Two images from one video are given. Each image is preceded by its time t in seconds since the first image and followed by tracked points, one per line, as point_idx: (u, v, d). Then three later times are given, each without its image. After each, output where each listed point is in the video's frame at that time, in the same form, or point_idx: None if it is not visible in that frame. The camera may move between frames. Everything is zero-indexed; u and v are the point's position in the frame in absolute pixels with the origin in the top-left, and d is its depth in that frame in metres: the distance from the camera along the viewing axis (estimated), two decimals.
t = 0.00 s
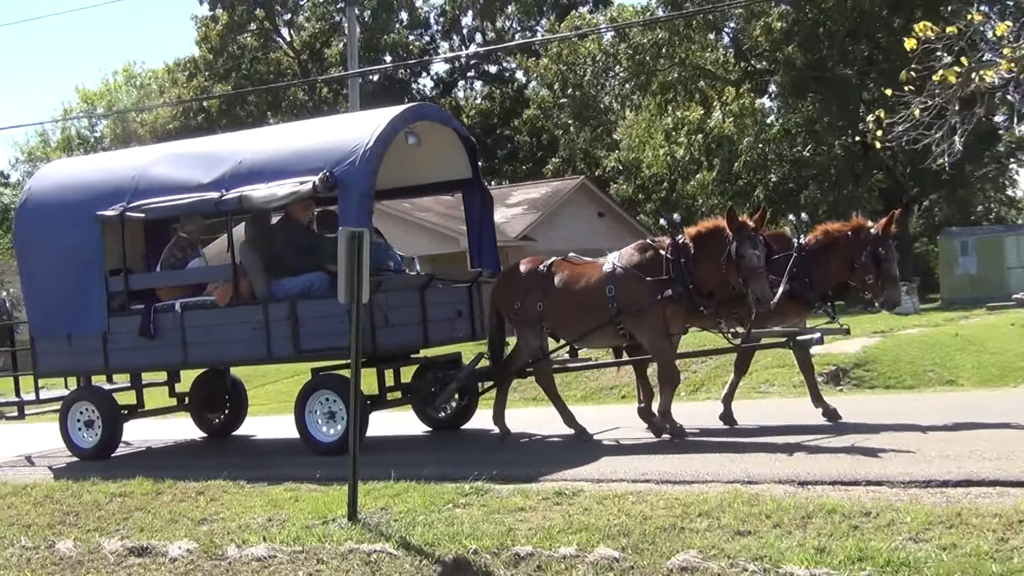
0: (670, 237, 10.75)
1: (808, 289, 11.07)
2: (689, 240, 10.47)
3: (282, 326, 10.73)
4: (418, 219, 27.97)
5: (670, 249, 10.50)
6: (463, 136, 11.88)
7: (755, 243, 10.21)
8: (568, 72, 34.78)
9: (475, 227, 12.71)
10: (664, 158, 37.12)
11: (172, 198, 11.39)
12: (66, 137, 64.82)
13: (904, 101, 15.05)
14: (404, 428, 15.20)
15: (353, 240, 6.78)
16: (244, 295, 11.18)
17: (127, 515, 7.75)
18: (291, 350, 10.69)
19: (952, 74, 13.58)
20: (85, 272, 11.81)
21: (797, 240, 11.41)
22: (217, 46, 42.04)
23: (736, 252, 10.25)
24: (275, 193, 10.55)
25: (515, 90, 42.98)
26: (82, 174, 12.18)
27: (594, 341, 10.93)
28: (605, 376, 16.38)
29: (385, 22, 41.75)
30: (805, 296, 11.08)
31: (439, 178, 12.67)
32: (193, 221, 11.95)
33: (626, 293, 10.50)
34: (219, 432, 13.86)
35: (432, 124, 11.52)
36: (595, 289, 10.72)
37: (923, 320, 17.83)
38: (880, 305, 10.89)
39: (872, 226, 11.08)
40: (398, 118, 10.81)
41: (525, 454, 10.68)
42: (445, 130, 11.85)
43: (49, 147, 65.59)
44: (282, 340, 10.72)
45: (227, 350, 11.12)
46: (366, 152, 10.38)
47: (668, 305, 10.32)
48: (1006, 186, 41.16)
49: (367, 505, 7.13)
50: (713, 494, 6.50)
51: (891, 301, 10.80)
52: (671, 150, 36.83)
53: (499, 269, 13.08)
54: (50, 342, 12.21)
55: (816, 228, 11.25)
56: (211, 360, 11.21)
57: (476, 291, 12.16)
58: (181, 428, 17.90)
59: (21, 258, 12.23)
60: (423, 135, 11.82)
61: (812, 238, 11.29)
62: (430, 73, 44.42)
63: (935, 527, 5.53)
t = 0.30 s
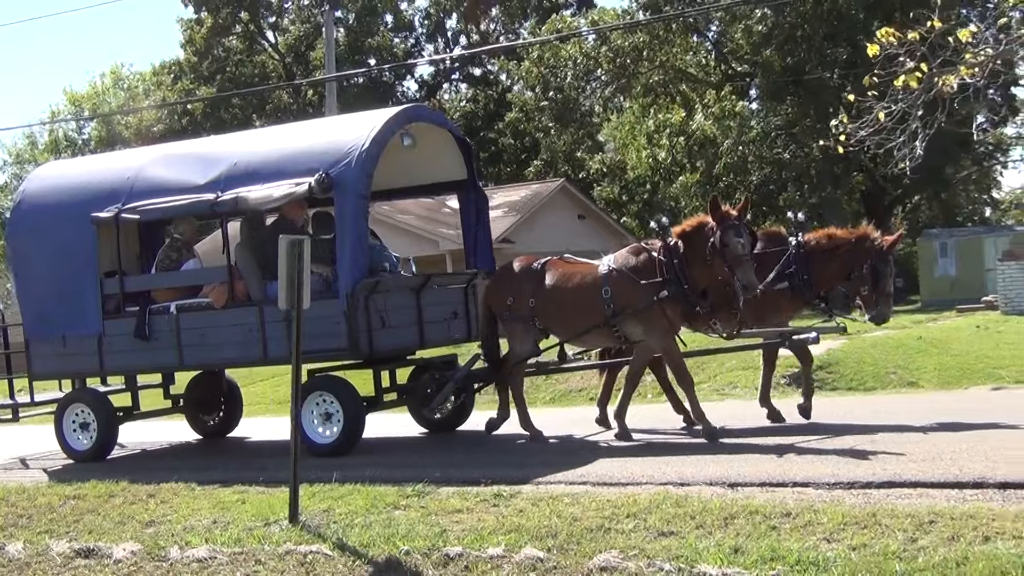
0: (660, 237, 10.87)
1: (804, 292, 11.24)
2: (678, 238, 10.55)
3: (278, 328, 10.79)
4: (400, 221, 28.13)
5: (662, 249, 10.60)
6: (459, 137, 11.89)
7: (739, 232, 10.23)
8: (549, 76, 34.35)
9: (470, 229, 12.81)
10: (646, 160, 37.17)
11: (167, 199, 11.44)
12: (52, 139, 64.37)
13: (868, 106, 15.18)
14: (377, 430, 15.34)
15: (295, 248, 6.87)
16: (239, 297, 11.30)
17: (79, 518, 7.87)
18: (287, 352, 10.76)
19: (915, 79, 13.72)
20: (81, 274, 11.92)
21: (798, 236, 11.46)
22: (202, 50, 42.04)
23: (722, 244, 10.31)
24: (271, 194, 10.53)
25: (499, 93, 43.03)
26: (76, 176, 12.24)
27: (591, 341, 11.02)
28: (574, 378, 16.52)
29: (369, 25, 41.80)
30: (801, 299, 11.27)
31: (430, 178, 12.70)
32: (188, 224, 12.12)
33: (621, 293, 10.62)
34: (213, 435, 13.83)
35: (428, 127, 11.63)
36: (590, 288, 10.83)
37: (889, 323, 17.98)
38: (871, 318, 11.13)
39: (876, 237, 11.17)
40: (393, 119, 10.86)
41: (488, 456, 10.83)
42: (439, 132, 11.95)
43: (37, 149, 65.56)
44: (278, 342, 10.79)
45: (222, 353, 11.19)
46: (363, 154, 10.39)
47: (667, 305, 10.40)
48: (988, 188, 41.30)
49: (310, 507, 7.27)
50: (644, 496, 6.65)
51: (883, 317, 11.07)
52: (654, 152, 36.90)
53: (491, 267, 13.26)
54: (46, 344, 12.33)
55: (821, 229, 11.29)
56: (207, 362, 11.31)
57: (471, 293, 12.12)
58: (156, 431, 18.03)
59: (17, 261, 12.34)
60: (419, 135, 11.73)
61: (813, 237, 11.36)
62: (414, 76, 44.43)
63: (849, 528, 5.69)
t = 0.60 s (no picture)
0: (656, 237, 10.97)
1: (800, 286, 11.28)
2: (676, 239, 10.65)
3: (275, 327, 10.84)
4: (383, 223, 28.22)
5: (658, 247, 10.69)
6: (455, 137, 11.91)
7: (744, 246, 10.39)
8: (529, 78, 34.59)
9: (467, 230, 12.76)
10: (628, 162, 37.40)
11: (163, 199, 11.43)
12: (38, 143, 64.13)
13: (832, 110, 15.31)
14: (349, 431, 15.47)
15: (239, 253, 7.05)
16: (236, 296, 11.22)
17: (32, 518, 7.98)
18: (284, 351, 10.80)
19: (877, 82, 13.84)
20: (76, 274, 11.86)
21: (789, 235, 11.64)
22: (186, 52, 42.04)
23: (726, 254, 10.42)
24: (267, 193, 10.62)
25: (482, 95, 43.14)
26: (70, 176, 12.19)
27: (581, 339, 11.11)
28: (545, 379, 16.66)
29: (352, 28, 41.86)
30: (797, 293, 11.30)
31: (426, 178, 12.69)
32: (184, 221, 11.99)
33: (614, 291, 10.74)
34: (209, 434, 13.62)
35: (423, 126, 11.64)
36: (584, 287, 10.94)
37: (857, 324, 18.14)
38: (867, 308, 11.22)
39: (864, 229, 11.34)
40: (389, 119, 10.89)
41: (453, 455, 10.96)
42: (436, 132, 11.93)
43: (25, 153, 65.36)
44: (275, 341, 10.85)
45: (219, 352, 11.14)
46: (359, 153, 10.46)
47: (656, 304, 10.53)
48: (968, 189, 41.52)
49: (256, 506, 7.40)
50: (578, 495, 6.81)
51: (879, 305, 11.12)
52: (637, 153, 37.17)
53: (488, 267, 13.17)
54: (41, 346, 12.25)
55: (809, 223, 11.48)
56: (204, 362, 11.24)
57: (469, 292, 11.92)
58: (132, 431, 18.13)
59: (10, 264, 12.26)
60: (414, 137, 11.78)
61: (803, 233, 11.53)
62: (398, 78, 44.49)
63: (771, 526, 5.84)
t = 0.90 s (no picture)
0: (653, 239, 10.74)
1: (793, 291, 11.20)
2: (671, 243, 10.43)
3: (271, 325, 10.76)
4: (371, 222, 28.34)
5: (653, 251, 10.48)
6: (456, 137, 11.81)
7: (740, 236, 10.16)
8: (513, 80, 34.74)
9: (463, 229, 12.66)
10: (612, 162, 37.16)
11: (158, 195, 11.33)
12: (27, 139, 63.64)
13: (799, 116, 15.45)
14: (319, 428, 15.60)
15: (185, 254, 7.19)
16: (232, 293, 11.32)
17: None
18: (280, 349, 10.72)
19: (843, 88, 13.97)
20: (72, 268, 11.76)
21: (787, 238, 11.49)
22: (173, 49, 41.94)
23: (721, 249, 10.20)
24: (265, 189, 10.59)
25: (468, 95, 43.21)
26: (66, 170, 12.09)
27: (580, 339, 11.03)
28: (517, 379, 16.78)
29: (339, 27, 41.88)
30: (791, 299, 11.21)
31: (422, 178, 12.52)
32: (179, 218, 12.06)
33: (612, 294, 10.61)
34: (202, 432, 13.58)
35: (421, 123, 11.54)
36: (583, 288, 10.85)
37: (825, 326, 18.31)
38: (862, 316, 11.05)
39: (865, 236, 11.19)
40: (389, 116, 10.85)
41: (416, 453, 11.10)
42: (434, 130, 11.84)
43: (13, 149, 65.10)
44: (271, 339, 10.75)
45: (216, 350, 11.10)
46: (357, 151, 10.41)
47: (652, 308, 10.32)
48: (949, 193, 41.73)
49: (203, 503, 7.53)
50: (515, 494, 6.98)
51: (873, 315, 11.00)
52: (620, 155, 36.97)
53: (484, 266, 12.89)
54: (36, 341, 12.14)
55: (807, 229, 11.33)
56: (202, 359, 11.17)
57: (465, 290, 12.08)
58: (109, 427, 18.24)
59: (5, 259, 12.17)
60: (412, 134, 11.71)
61: (801, 239, 11.37)
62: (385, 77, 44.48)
63: (693, 524, 6.01)
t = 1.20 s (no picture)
0: (650, 237, 10.85)
1: (789, 289, 11.33)
2: (672, 242, 10.53)
3: (267, 325, 10.81)
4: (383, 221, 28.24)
5: (652, 248, 10.57)
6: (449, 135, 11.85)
7: (745, 252, 10.33)
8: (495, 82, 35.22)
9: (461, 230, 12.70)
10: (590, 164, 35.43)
11: (155, 195, 11.35)
12: (15, 141, 63.40)
13: (766, 118, 15.66)
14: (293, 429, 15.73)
15: (133, 260, 7.34)
16: (228, 294, 11.30)
17: None
18: (276, 349, 10.78)
19: (808, 91, 14.19)
20: (68, 268, 11.84)
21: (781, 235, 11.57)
22: (158, 52, 41.85)
23: (726, 261, 10.37)
24: (260, 190, 10.58)
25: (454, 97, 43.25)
26: (61, 171, 12.15)
27: (578, 338, 10.94)
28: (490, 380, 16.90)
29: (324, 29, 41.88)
30: (787, 297, 11.34)
31: (416, 179, 12.56)
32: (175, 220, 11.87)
33: (609, 291, 10.61)
34: (200, 433, 13.71)
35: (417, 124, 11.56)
36: (579, 288, 10.77)
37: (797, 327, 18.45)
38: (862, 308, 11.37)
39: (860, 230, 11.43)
40: (382, 117, 10.88)
41: (382, 452, 11.25)
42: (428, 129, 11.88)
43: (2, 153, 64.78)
44: (268, 339, 10.81)
45: (212, 350, 11.16)
46: (353, 150, 10.43)
47: (653, 304, 10.44)
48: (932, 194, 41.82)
49: (153, 503, 7.66)
50: (455, 494, 7.11)
51: (875, 305, 11.30)
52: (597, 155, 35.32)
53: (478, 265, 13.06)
54: (32, 342, 12.23)
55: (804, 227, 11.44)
56: (198, 359, 11.23)
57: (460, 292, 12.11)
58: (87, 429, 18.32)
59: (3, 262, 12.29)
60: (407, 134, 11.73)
61: (797, 236, 11.48)
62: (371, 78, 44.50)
63: (621, 523, 6.16)
